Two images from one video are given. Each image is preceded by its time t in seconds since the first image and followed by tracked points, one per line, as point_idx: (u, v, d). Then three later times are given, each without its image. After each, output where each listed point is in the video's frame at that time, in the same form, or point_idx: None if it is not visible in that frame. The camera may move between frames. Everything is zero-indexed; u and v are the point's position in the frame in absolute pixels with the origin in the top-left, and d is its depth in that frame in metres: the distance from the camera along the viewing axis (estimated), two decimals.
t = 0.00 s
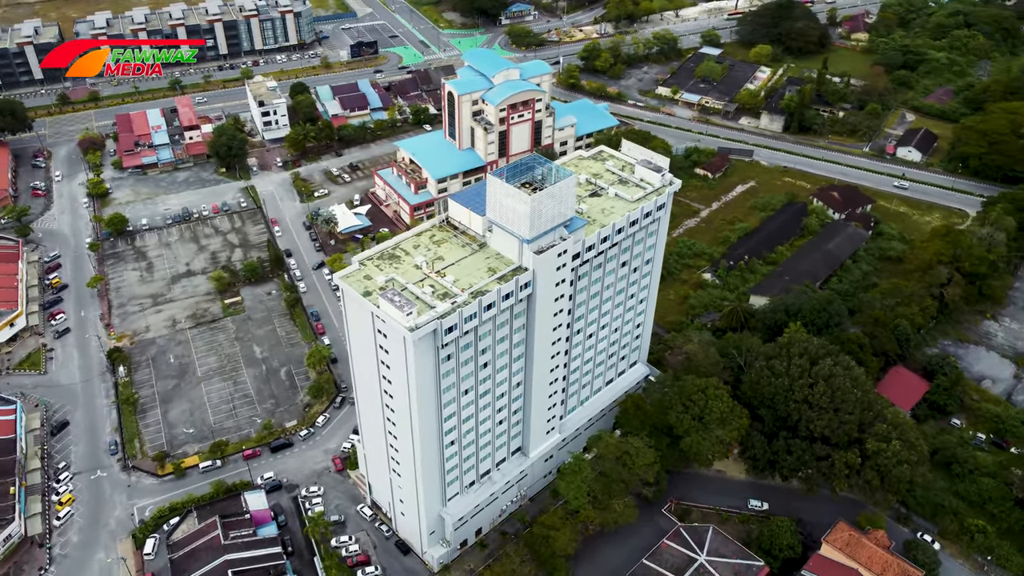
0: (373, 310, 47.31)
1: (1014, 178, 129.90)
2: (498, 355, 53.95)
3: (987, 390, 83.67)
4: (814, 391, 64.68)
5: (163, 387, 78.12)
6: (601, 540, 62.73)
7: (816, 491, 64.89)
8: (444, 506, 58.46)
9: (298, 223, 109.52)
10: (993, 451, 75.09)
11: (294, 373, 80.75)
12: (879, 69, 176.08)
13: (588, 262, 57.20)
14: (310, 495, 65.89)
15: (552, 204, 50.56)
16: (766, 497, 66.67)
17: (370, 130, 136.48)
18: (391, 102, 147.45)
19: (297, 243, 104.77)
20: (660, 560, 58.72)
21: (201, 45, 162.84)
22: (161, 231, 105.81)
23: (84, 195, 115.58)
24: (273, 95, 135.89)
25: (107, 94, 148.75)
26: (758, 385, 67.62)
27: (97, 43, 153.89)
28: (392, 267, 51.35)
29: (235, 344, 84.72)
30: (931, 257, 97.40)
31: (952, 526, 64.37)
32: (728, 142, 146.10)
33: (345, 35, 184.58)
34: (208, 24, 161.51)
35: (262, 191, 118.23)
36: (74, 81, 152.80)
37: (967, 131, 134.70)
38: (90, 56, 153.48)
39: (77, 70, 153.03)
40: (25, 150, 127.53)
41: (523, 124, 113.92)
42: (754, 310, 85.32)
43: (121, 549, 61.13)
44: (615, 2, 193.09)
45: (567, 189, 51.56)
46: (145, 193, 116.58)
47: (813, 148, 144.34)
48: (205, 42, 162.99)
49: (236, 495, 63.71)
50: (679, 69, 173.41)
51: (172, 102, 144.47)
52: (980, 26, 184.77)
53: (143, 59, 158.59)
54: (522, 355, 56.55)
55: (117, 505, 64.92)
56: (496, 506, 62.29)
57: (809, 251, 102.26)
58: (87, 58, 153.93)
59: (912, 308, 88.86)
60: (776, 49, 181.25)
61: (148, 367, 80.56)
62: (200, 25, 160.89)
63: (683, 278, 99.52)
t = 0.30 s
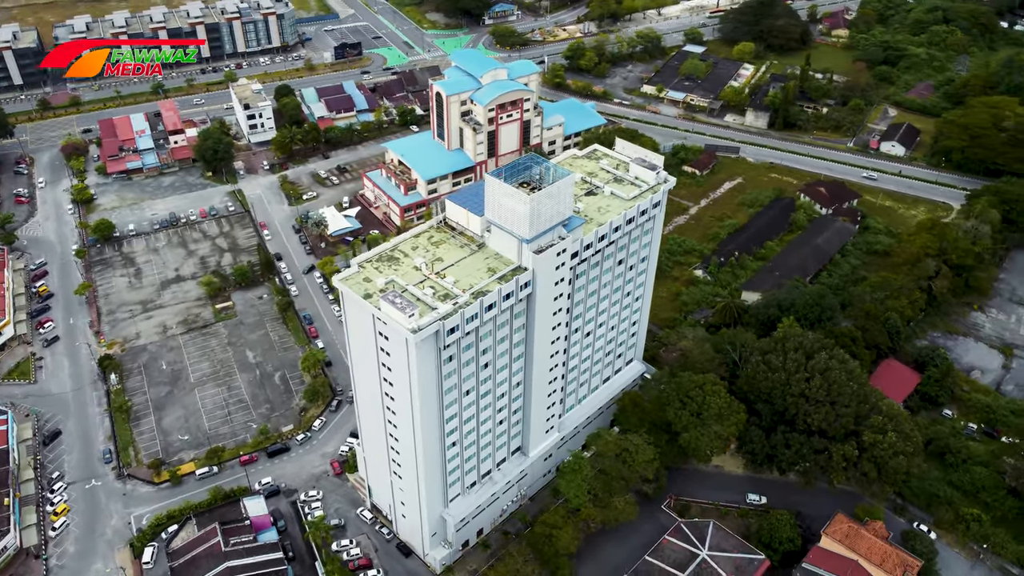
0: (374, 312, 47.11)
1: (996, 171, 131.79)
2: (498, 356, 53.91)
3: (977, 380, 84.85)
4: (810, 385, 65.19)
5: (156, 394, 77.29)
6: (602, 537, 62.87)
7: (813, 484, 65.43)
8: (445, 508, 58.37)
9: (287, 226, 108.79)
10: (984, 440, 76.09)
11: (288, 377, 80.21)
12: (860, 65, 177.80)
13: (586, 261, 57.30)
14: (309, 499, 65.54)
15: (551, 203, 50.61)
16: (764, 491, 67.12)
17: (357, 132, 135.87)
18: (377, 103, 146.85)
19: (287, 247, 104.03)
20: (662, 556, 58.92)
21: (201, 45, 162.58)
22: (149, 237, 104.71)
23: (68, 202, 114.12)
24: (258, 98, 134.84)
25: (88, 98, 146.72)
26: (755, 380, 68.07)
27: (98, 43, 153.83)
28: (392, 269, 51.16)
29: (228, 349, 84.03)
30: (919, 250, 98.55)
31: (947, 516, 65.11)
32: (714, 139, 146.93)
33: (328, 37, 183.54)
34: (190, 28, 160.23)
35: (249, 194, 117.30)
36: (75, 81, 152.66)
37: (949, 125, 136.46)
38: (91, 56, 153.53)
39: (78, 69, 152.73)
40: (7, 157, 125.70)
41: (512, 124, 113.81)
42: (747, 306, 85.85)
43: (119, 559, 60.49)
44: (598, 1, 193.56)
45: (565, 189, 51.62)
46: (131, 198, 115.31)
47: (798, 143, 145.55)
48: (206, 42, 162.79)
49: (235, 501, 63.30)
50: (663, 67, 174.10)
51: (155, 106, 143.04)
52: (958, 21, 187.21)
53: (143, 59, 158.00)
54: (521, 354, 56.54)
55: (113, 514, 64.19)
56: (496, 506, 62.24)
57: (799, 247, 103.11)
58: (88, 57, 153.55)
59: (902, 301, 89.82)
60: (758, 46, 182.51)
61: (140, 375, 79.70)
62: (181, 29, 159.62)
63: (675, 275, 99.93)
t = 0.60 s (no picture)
0: (376, 315, 46.91)
1: (976, 164, 133.83)
2: (499, 356, 53.84)
3: (965, 370, 86.15)
4: (806, 378, 65.73)
5: (148, 402, 76.44)
6: (604, 535, 63.03)
7: (811, 476, 66.01)
8: (447, 509, 58.25)
9: (275, 230, 107.99)
10: (975, 429, 77.15)
11: (282, 382, 79.61)
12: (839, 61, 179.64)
13: (584, 259, 57.41)
14: (308, 504, 65.14)
15: (550, 203, 50.63)
16: (761, 485, 67.65)
17: (342, 134, 135.16)
18: (362, 105, 146.11)
19: (275, 251, 103.22)
20: (663, 552, 59.18)
21: (201, 45, 162.27)
22: (135, 243, 103.51)
23: (51, 209, 112.55)
24: (241, 101, 133.81)
25: (67, 104, 144.84)
26: (751, 374, 68.52)
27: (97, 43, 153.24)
28: (391, 271, 50.94)
29: (220, 355, 83.26)
30: (905, 243, 99.82)
31: (941, 504, 65.99)
32: (699, 136, 147.81)
33: (309, 39, 182.47)
34: (170, 32, 159.08)
35: (235, 199, 116.30)
36: (74, 81, 152.64)
37: (929, 119, 138.38)
38: (90, 56, 153.21)
39: (79, 69, 152.60)
40: None
41: (499, 124, 113.82)
42: (739, 301, 86.44)
43: (117, 570, 59.83)
44: None
45: (563, 188, 51.64)
46: (115, 205, 113.93)
47: (781, 139, 146.85)
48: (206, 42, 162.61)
49: (234, 508, 62.80)
50: (646, 65, 174.82)
51: (136, 111, 141.46)
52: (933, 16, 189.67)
53: (143, 59, 158.12)
54: (521, 354, 56.54)
55: (109, 524, 63.47)
56: (497, 506, 62.17)
57: (787, 242, 104.06)
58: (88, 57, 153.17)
59: (890, 294, 90.90)
60: (738, 43, 183.84)
61: (131, 383, 78.75)
62: (161, 32, 158.21)
63: (665, 272, 100.39)
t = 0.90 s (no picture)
0: (378, 317, 46.72)
1: (956, 157, 135.82)
2: (500, 355, 53.82)
3: (954, 360, 87.40)
4: (801, 371, 66.27)
5: (141, 410, 75.57)
6: (605, 532, 63.21)
7: (808, 468, 66.63)
8: (449, 510, 58.15)
9: (263, 234, 107.08)
10: (965, 418, 78.13)
11: (277, 387, 79.03)
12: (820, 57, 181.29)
13: (581, 258, 57.55)
14: (307, 509, 64.76)
15: (548, 202, 50.69)
16: (759, 478, 68.18)
17: (328, 136, 134.34)
18: (346, 107, 145.26)
19: (264, 255, 102.34)
20: (665, 547, 59.43)
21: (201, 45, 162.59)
22: (121, 250, 102.27)
23: (33, 217, 110.88)
24: (225, 105, 132.67)
25: (45, 110, 142.47)
26: (747, 369, 69.02)
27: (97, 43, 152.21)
28: (391, 274, 50.77)
29: (212, 361, 82.46)
30: (892, 235, 100.91)
31: (936, 493, 66.78)
32: (684, 133, 148.65)
33: (290, 41, 181.18)
34: (149, 35, 157.10)
35: (221, 203, 115.23)
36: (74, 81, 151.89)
37: (910, 114, 140.27)
38: (92, 56, 152.28)
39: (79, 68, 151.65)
40: None
41: (487, 124, 113.80)
42: (731, 297, 87.01)
43: None
44: None
45: (561, 187, 51.70)
46: (99, 211, 112.45)
47: (765, 135, 148.07)
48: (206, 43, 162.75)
49: (233, 515, 62.30)
50: (629, 63, 175.47)
51: (118, 116, 139.78)
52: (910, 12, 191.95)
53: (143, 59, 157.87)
54: (521, 353, 56.57)
55: (105, 534, 62.78)
56: (498, 506, 62.14)
57: (775, 237, 104.99)
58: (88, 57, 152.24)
59: (879, 286, 92.00)
60: (720, 41, 184.99)
61: (123, 391, 77.78)
62: (140, 36, 156.45)
63: (656, 269, 100.79)
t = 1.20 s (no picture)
0: (380, 319, 46.55)
1: (938, 150, 137.62)
2: (501, 355, 53.83)
3: (942, 350, 88.64)
4: (797, 364, 66.85)
5: (134, 418, 74.72)
6: (607, 529, 63.40)
7: (805, 461, 67.23)
8: (451, 511, 58.09)
9: (252, 237, 106.18)
10: (956, 408, 79.25)
11: (271, 392, 78.47)
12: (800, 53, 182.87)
13: (579, 256, 57.67)
14: (307, 514, 64.39)
15: (547, 201, 50.76)
16: (756, 472, 68.68)
17: (314, 139, 133.47)
18: (331, 109, 144.48)
19: (253, 259, 101.51)
20: (668, 542, 59.71)
21: (201, 45, 162.89)
22: (107, 256, 101.03)
23: (16, 225, 109.23)
24: (208, 108, 131.38)
25: (24, 116, 140.57)
26: (743, 363, 69.51)
27: (95, 43, 152.06)
28: (391, 276, 50.58)
29: (205, 367, 81.70)
30: (879, 228, 102.13)
31: (931, 482, 67.65)
32: (669, 130, 149.43)
33: (272, 43, 179.84)
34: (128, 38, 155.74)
35: (208, 208, 114.17)
36: (74, 82, 151.75)
37: (891, 108, 142.03)
38: (91, 56, 152.31)
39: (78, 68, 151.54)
40: None
41: (474, 124, 113.72)
42: (723, 293, 87.58)
43: None
44: None
45: (559, 186, 51.82)
46: (83, 218, 110.98)
47: (750, 132, 149.17)
48: (205, 42, 163.15)
49: (233, 521, 61.83)
50: (612, 62, 175.96)
51: (99, 121, 138.10)
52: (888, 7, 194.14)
53: (143, 59, 158.26)
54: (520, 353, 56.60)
55: (103, 544, 62.10)
56: (500, 506, 62.15)
57: (764, 232, 105.89)
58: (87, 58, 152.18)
59: (868, 279, 93.12)
60: (701, 38, 186.03)
61: (115, 399, 76.87)
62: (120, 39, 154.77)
63: (647, 266, 101.13)
